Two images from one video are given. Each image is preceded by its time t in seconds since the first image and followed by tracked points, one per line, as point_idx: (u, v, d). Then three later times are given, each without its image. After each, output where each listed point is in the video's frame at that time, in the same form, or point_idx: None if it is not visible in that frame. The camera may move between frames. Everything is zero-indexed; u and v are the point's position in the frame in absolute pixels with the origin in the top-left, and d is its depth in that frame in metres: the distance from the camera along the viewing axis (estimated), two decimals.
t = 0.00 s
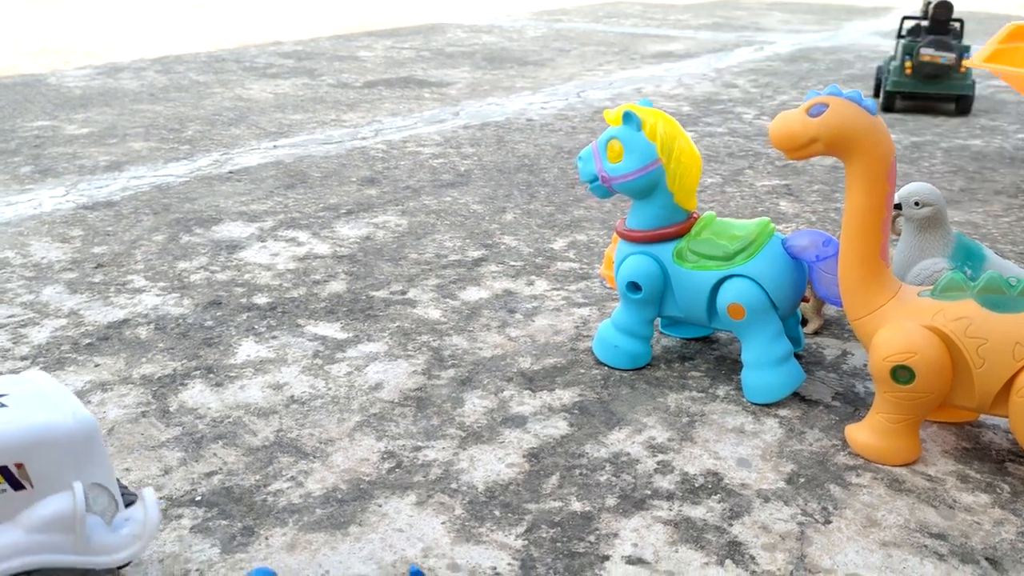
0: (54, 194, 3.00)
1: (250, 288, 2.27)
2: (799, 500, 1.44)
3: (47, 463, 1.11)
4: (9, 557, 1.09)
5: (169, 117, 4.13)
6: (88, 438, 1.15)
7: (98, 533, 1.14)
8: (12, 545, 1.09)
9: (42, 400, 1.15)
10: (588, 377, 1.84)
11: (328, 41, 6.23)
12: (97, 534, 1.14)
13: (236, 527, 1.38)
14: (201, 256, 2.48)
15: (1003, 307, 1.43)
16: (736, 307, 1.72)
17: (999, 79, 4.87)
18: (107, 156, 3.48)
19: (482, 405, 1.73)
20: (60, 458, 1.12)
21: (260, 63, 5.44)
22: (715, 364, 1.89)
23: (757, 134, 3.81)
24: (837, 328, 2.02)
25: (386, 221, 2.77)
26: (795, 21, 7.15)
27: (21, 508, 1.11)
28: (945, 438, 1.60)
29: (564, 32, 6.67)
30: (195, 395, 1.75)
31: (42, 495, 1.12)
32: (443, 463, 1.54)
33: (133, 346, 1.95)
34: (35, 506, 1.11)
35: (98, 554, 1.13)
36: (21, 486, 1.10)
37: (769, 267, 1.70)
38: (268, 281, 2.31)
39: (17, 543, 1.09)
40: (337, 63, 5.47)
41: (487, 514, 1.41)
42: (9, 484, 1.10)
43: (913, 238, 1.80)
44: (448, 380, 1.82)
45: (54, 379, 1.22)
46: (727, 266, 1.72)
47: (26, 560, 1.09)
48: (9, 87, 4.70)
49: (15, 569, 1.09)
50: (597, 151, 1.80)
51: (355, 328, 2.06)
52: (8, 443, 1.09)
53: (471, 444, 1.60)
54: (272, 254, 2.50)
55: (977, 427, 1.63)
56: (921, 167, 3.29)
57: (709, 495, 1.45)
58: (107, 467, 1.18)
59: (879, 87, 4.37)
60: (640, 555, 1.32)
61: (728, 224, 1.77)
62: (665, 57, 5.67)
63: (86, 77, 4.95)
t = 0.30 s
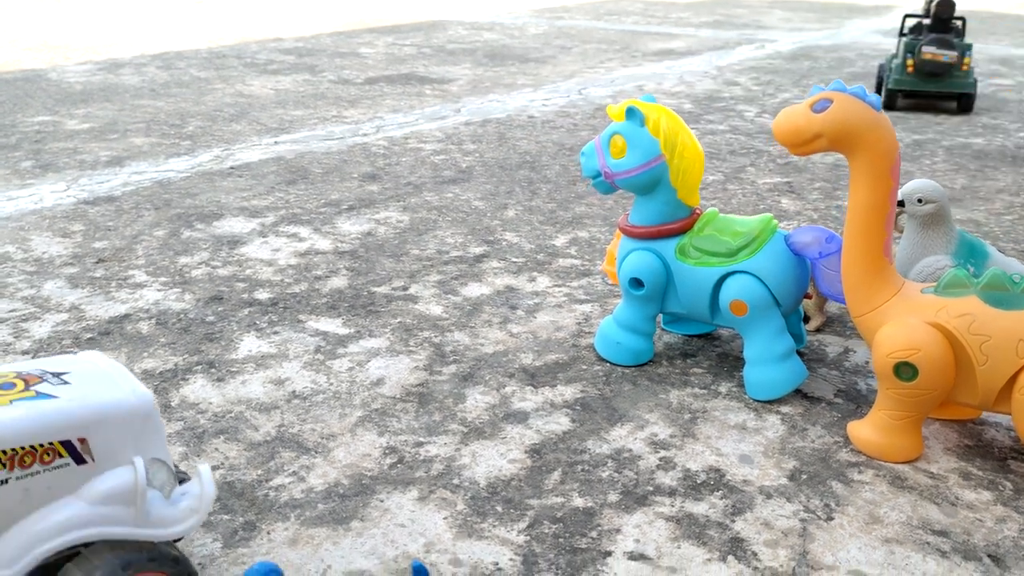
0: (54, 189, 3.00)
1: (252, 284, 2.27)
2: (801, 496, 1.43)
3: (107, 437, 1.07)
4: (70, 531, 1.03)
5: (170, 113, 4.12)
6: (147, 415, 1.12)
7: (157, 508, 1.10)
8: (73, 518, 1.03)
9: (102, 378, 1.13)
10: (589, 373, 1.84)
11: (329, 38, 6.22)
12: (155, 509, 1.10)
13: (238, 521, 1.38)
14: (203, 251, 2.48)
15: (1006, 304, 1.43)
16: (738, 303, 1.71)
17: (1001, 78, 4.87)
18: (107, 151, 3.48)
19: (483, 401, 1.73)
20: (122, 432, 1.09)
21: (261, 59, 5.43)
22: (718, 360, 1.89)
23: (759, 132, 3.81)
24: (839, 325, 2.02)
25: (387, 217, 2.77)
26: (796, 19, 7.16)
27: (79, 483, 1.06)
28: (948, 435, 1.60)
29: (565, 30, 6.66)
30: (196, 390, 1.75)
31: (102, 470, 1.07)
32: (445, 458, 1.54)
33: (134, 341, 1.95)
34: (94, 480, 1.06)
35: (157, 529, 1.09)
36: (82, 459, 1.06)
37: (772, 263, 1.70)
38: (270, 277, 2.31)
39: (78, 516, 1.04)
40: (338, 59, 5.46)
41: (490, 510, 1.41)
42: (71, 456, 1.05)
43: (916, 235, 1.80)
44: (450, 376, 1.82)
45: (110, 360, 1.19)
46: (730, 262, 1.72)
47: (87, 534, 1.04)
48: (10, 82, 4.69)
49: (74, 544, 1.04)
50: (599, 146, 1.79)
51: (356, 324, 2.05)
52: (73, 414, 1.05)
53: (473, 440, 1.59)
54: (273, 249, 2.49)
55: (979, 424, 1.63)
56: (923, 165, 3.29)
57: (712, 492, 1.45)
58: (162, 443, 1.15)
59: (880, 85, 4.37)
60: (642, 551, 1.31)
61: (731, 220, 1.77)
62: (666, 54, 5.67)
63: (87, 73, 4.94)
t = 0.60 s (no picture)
0: (52, 186, 2.99)
1: (249, 281, 2.26)
2: (798, 496, 1.43)
3: (202, 395, 1.15)
4: (174, 480, 1.10)
5: (168, 110, 4.11)
6: (235, 374, 1.19)
7: (251, 460, 1.16)
8: (176, 468, 1.10)
9: (195, 342, 1.21)
10: (587, 372, 1.83)
11: (329, 35, 6.21)
12: (249, 461, 1.16)
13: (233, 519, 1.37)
14: (200, 248, 2.48)
15: (1004, 304, 1.42)
16: (735, 302, 1.71)
17: (1001, 77, 4.86)
18: (106, 148, 3.47)
19: (480, 399, 1.72)
20: (215, 390, 1.17)
21: (260, 56, 5.42)
22: (715, 359, 1.88)
23: (758, 131, 3.81)
24: (837, 325, 2.02)
25: (386, 215, 2.76)
26: (796, 18, 7.15)
27: (179, 439, 1.13)
28: (945, 435, 1.60)
29: (565, 28, 6.65)
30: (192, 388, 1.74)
31: (198, 427, 1.15)
32: (441, 457, 1.54)
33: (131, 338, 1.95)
34: (192, 435, 1.13)
35: (251, 479, 1.16)
36: (180, 416, 1.13)
37: (769, 262, 1.70)
38: (267, 274, 2.30)
39: (180, 466, 1.10)
40: (337, 56, 5.46)
41: (486, 509, 1.40)
42: (170, 412, 1.12)
43: (914, 234, 1.80)
44: (447, 374, 1.81)
45: (198, 329, 1.27)
46: (728, 261, 1.71)
47: (189, 483, 1.10)
48: (9, 78, 4.69)
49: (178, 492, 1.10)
50: (597, 145, 1.79)
51: (354, 322, 2.05)
52: (172, 373, 1.13)
53: (470, 438, 1.59)
54: (271, 247, 2.49)
55: (977, 424, 1.63)
56: (922, 164, 3.29)
57: (708, 491, 1.45)
58: (248, 402, 1.22)
59: (880, 85, 4.37)
60: (638, 551, 1.31)
61: (729, 219, 1.77)
62: (666, 52, 5.66)
63: (86, 70, 4.93)
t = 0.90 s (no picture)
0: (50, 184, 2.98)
1: (247, 279, 2.25)
2: (798, 495, 1.43)
3: (250, 372, 1.20)
4: (229, 452, 1.14)
5: (168, 108, 4.10)
6: (281, 353, 1.25)
7: (299, 433, 1.22)
8: (231, 440, 1.14)
9: (240, 321, 1.26)
10: (586, 370, 1.83)
11: (329, 34, 6.20)
12: (297, 435, 1.22)
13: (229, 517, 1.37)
14: (198, 246, 2.47)
15: (1004, 303, 1.42)
16: (735, 301, 1.70)
17: (1001, 76, 4.85)
18: (105, 146, 3.47)
19: (478, 398, 1.72)
20: (263, 367, 1.22)
21: (259, 55, 5.41)
22: (715, 358, 1.88)
23: (758, 130, 3.80)
24: (837, 324, 2.01)
25: (385, 213, 2.76)
26: (796, 17, 7.14)
27: (230, 414, 1.18)
28: (946, 434, 1.59)
29: (565, 27, 6.64)
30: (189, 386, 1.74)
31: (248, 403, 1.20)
32: (439, 456, 1.53)
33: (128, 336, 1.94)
34: (243, 410, 1.18)
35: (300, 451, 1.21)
36: (231, 391, 1.18)
37: (769, 260, 1.69)
38: (265, 273, 2.29)
39: (236, 438, 1.15)
40: (337, 55, 5.44)
41: (484, 508, 1.39)
42: (224, 387, 1.17)
43: (914, 233, 1.79)
44: (446, 373, 1.81)
45: (238, 310, 1.32)
46: (727, 259, 1.71)
47: (244, 454, 1.15)
48: (8, 76, 4.68)
49: (232, 463, 1.15)
50: (597, 143, 1.78)
51: (352, 320, 2.04)
52: (224, 351, 1.18)
53: (468, 437, 1.58)
54: (270, 245, 2.48)
55: (977, 424, 1.62)
56: (922, 163, 3.28)
57: (707, 490, 1.44)
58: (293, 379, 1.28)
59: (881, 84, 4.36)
60: (637, 550, 1.30)
61: (729, 218, 1.76)
62: (666, 51, 5.65)
63: (85, 68, 4.93)
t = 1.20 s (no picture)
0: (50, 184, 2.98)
1: (246, 279, 2.25)
2: (797, 495, 1.42)
3: (275, 359, 1.23)
4: (256, 436, 1.18)
5: (167, 107, 4.10)
6: (304, 340, 1.28)
7: (321, 419, 1.25)
8: (258, 425, 1.18)
9: (263, 308, 1.29)
10: (585, 371, 1.83)
11: (329, 33, 6.20)
12: (320, 420, 1.25)
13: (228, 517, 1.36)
14: (198, 246, 2.47)
15: (1004, 303, 1.41)
16: (734, 301, 1.70)
17: (1001, 76, 4.85)
18: (104, 145, 3.47)
19: (477, 398, 1.72)
20: (286, 354, 1.25)
21: (259, 54, 5.41)
22: (714, 358, 1.88)
23: (757, 129, 3.80)
24: (837, 324, 2.01)
25: (384, 213, 2.76)
26: (796, 16, 7.15)
27: (254, 399, 1.21)
28: (945, 434, 1.59)
29: (565, 26, 6.64)
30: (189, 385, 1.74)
31: (272, 389, 1.23)
32: (438, 456, 1.53)
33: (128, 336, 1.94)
34: (267, 396, 1.22)
35: (323, 436, 1.25)
36: (256, 378, 1.21)
37: (769, 261, 1.69)
38: (265, 273, 2.29)
39: (262, 423, 1.18)
40: (337, 54, 5.44)
41: (482, 508, 1.39)
42: (248, 374, 1.20)
43: (913, 232, 1.79)
44: (445, 373, 1.81)
45: (260, 297, 1.34)
46: (727, 260, 1.70)
47: (270, 439, 1.18)
48: (8, 76, 4.67)
49: (257, 448, 1.18)
50: (596, 142, 1.78)
51: (351, 320, 2.04)
52: (249, 339, 1.21)
53: (467, 437, 1.58)
54: (269, 245, 2.48)
55: (976, 424, 1.62)
56: (922, 163, 3.28)
57: (706, 491, 1.44)
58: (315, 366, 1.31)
59: (880, 84, 4.36)
60: (636, 550, 1.30)
61: (728, 218, 1.76)
62: (666, 51, 5.65)
63: (85, 67, 4.93)
